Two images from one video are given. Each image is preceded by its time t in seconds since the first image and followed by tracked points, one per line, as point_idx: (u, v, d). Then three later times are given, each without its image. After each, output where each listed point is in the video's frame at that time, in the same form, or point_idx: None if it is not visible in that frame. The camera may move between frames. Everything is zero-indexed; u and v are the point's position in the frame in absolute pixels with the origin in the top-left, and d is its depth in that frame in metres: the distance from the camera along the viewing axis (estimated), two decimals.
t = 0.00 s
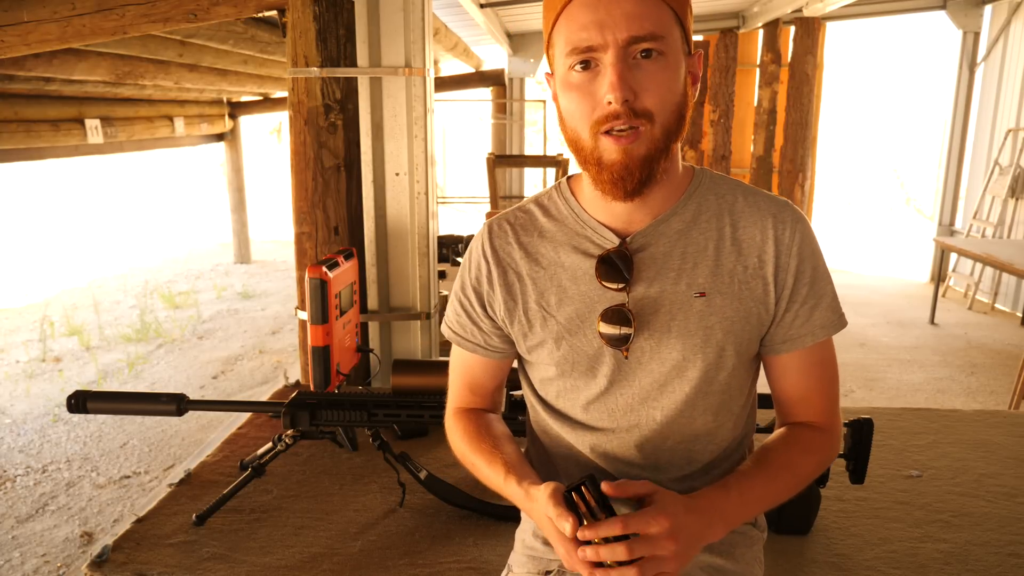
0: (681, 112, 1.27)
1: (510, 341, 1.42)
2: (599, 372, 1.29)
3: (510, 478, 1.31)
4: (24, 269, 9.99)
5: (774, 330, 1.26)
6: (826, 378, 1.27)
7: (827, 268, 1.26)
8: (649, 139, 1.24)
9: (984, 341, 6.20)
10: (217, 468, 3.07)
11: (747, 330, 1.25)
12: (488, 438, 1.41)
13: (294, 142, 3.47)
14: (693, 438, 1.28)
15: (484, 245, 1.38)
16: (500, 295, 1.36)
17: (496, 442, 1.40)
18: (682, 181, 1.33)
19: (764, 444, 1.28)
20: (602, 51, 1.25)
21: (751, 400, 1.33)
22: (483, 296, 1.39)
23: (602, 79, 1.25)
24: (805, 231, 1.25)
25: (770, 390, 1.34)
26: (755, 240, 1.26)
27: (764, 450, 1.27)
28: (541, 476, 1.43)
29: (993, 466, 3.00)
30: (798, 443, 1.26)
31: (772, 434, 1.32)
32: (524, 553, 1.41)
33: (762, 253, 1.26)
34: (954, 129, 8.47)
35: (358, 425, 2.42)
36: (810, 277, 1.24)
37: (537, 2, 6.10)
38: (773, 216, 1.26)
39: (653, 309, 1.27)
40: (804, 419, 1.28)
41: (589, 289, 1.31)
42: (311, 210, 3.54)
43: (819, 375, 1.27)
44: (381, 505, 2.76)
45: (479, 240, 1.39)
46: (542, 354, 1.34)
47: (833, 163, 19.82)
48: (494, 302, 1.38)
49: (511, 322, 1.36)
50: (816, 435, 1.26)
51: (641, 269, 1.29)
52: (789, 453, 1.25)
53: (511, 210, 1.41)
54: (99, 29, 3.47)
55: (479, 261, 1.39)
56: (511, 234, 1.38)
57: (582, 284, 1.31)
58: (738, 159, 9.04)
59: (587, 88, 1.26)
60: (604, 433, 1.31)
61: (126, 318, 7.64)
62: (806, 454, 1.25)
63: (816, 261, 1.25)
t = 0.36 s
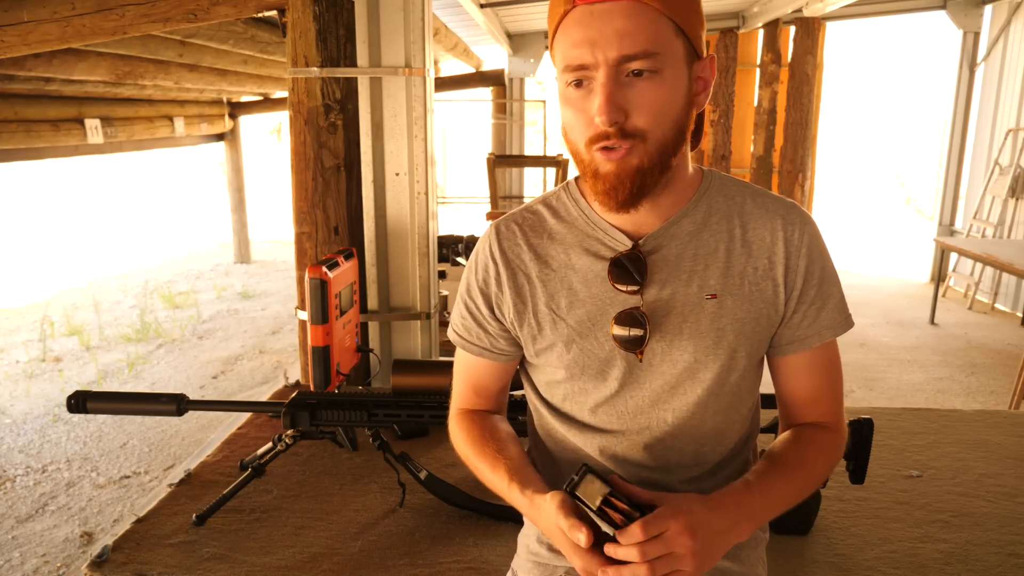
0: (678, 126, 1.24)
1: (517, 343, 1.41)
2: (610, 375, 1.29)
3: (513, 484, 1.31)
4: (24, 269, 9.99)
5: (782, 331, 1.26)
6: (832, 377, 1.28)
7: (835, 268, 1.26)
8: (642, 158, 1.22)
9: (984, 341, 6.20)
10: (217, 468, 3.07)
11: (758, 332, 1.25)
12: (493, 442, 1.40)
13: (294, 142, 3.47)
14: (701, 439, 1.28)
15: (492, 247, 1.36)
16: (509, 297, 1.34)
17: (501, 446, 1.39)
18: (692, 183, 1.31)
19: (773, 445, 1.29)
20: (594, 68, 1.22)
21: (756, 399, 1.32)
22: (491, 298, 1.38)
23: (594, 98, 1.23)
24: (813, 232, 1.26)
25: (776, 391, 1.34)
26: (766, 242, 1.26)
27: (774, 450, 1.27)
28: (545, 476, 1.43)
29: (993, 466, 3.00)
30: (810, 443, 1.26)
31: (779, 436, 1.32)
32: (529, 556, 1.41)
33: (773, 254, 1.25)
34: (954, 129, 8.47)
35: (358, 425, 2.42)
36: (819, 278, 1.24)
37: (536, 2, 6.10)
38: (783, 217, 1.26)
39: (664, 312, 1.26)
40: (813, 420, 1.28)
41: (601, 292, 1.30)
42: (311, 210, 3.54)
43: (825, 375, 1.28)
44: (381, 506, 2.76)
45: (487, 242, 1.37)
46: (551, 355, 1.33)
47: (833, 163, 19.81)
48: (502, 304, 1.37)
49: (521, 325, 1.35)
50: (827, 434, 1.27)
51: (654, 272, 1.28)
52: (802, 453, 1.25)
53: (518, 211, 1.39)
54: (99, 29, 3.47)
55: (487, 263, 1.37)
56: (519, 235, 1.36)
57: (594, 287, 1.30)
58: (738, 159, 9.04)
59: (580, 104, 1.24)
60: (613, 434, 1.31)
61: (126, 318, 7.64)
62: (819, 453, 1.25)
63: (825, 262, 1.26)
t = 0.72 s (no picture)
0: (594, 158, 1.21)
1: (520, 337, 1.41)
2: (607, 377, 1.28)
3: (522, 470, 1.28)
4: (24, 269, 9.99)
5: (786, 341, 1.26)
6: (836, 387, 1.28)
7: (842, 283, 1.25)
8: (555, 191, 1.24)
9: (984, 341, 6.20)
10: (217, 468, 3.07)
11: (757, 342, 1.25)
12: (495, 432, 1.40)
13: (294, 142, 3.47)
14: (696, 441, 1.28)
15: (500, 237, 1.36)
16: (512, 288, 1.34)
17: (503, 436, 1.39)
18: (698, 188, 1.30)
19: (774, 453, 1.29)
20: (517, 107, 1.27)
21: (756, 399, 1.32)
22: (495, 288, 1.37)
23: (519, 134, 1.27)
24: (822, 246, 1.24)
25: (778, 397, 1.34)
26: (770, 254, 1.25)
27: (777, 458, 1.27)
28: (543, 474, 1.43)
29: (993, 466, 3.00)
30: (814, 452, 1.26)
31: (779, 441, 1.32)
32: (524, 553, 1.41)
33: (777, 267, 1.24)
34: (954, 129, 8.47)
35: (358, 425, 2.42)
36: (825, 291, 1.24)
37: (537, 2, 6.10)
38: (790, 229, 1.24)
39: (664, 317, 1.26)
40: (816, 428, 1.28)
41: (601, 292, 1.30)
42: (311, 210, 3.54)
43: (828, 385, 1.27)
44: (381, 506, 2.76)
45: (495, 231, 1.37)
46: (548, 353, 1.33)
47: (834, 163, 19.81)
48: (505, 296, 1.36)
49: (521, 317, 1.34)
50: (829, 444, 1.27)
51: (655, 276, 1.27)
52: (805, 462, 1.25)
53: (527, 204, 1.40)
54: (99, 29, 3.46)
55: (493, 252, 1.37)
56: (527, 227, 1.36)
57: (595, 286, 1.30)
58: (738, 159, 9.04)
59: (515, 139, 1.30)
60: (609, 435, 1.30)
61: (126, 318, 7.64)
62: (822, 463, 1.25)
63: (832, 275, 1.25)
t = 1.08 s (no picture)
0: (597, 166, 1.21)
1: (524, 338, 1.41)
2: (608, 381, 1.28)
3: (528, 472, 1.29)
4: (24, 269, 9.99)
5: (791, 348, 1.25)
6: (847, 397, 1.25)
7: (851, 287, 1.24)
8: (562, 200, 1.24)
9: (984, 341, 6.20)
10: (217, 468, 3.07)
11: (760, 346, 1.25)
12: (504, 431, 1.40)
13: (294, 142, 3.47)
14: (699, 445, 1.28)
15: (502, 240, 1.37)
16: (514, 291, 1.35)
17: (512, 435, 1.39)
18: (700, 191, 1.29)
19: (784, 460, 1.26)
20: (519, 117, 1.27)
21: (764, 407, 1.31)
22: (498, 290, 1.38)
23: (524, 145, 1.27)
24: (827, 251, 1.23)
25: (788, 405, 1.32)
26: (775, 258, 1.24)
27: (784, 465, 1.25)
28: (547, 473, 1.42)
29: (993, 466, 3.00)
30: (822, 462, 1.23)
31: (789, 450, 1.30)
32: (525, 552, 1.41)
33: (782, 271, 1.24)
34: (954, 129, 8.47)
35: (358, 425, 2.42)
36: (830, 296, 1.23)
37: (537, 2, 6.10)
38: (796, 234, 1.24)
39: (665, 322, 1.26)
40: (826, 438, 1.26)
41: (602, 296, 1.30)
42: (311, 210, 3.54)
43: (839, 394, 1.25)
44: (381, 506, 2.76)
45: (498, 234, 1.37)
46: (551, 355, 1.34)
47: (833, 162, 19.81)
48: (508, 298, 1.37)
49: (523, 320, 1.35)
50: (839, 455, 1.24)
51: (655, 280, 1.27)
52: (812, 472, 1.23)
53: (531, 205, 1.40)
54: (99, 29, 3.47)
55: (496, 255, 1.37)
56: (529, 230, 1.37)
57: (596, 290, 1.30)
58: (738, 159, 9.04)
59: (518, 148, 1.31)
60: (611, 438, 1.31)
61: (126, 318, 7.64)
62: (829, 473, 1.23)
63: (839, 280, 1.24)
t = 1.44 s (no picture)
0: (694, 117, 1.26)
1: (513, 345, 1.41)
2: (605, 382, 1.28)
3: (523, 488, 1.28)
4: (24, 269, 10.00)
5: (782, 341, 1.25)
6: (832, 386, 1.26)
7: (838, 279, 1.24)
8: (665, 148, 1.22)
9: (984, 341, 6.20)
10: (217, 468, 3.07)
11: (756, 342, 1.24)
12: (496, 443, 1.39)
13: (294, 142, 3.47)
14: (695, 444, 1.27)
15: (490, 248, 1.36)
16: (504, 299, 1.34)
17: (505, 448, 1.38)
18: (694, 187, 1.31)
19: (768, 451, 1.26)
20: (612, 62, 1.22)
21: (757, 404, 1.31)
22: (486, 300, 1.37)
23: (614, 92, 1.22)
24: (816, 242, 1.24)
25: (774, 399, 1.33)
26: (768, 252, 1.24)
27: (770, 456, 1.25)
28: (543, 476, 1.42)
29: (993, 466, 3.00)
30: (806, 451, 1.24)
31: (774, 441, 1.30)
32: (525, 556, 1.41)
33: (774, 265, 1.24)
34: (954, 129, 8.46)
35: (358, 425, 2.42)
36: (821, 287, 1.23)
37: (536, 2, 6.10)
38: (787, 226, 1.24)
39: (661, 321, 1.26)
40: (809, 427, 1.26)
41: (597, 298, 1.29)
42: (311, 210, 3.54)
43: (825, 384, 1.26)
44: (381, 506, 2.76)
45: (485, 243, 1.36)
46: (546, 360, 1.33)
47: (833, 163, 19.82)
48: (497, 306, 1.36)
49: (515, 327, 1.34)
50: (823, 443, 1.24)
51: (652, 279, 1.27)
52: (798, 461, 1.23)
53: (515, 211, 1.39)
54: (99, 29, 3.47)
55: (484, 264, 1.36)
56: (516, 236, 1.36)
57: (590, 292, 1.30)
58: (738, 159, 9.04)
59: (600, 99, 1.23)
60: (608, 441, 1.30)
61: (126, 318, 7.64)
62: (814, 462, 1.23)
63: (827, 271, 1.24)
